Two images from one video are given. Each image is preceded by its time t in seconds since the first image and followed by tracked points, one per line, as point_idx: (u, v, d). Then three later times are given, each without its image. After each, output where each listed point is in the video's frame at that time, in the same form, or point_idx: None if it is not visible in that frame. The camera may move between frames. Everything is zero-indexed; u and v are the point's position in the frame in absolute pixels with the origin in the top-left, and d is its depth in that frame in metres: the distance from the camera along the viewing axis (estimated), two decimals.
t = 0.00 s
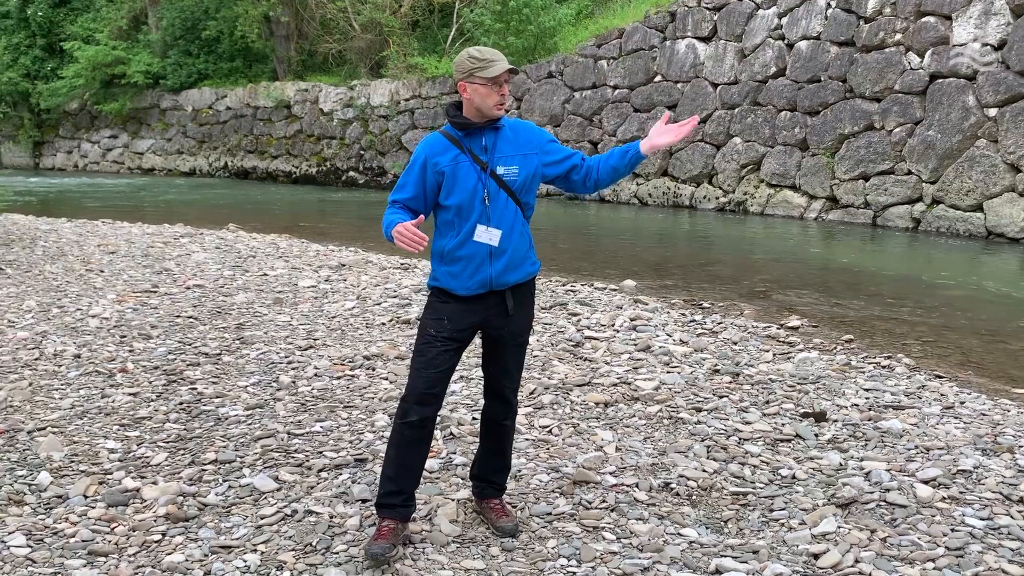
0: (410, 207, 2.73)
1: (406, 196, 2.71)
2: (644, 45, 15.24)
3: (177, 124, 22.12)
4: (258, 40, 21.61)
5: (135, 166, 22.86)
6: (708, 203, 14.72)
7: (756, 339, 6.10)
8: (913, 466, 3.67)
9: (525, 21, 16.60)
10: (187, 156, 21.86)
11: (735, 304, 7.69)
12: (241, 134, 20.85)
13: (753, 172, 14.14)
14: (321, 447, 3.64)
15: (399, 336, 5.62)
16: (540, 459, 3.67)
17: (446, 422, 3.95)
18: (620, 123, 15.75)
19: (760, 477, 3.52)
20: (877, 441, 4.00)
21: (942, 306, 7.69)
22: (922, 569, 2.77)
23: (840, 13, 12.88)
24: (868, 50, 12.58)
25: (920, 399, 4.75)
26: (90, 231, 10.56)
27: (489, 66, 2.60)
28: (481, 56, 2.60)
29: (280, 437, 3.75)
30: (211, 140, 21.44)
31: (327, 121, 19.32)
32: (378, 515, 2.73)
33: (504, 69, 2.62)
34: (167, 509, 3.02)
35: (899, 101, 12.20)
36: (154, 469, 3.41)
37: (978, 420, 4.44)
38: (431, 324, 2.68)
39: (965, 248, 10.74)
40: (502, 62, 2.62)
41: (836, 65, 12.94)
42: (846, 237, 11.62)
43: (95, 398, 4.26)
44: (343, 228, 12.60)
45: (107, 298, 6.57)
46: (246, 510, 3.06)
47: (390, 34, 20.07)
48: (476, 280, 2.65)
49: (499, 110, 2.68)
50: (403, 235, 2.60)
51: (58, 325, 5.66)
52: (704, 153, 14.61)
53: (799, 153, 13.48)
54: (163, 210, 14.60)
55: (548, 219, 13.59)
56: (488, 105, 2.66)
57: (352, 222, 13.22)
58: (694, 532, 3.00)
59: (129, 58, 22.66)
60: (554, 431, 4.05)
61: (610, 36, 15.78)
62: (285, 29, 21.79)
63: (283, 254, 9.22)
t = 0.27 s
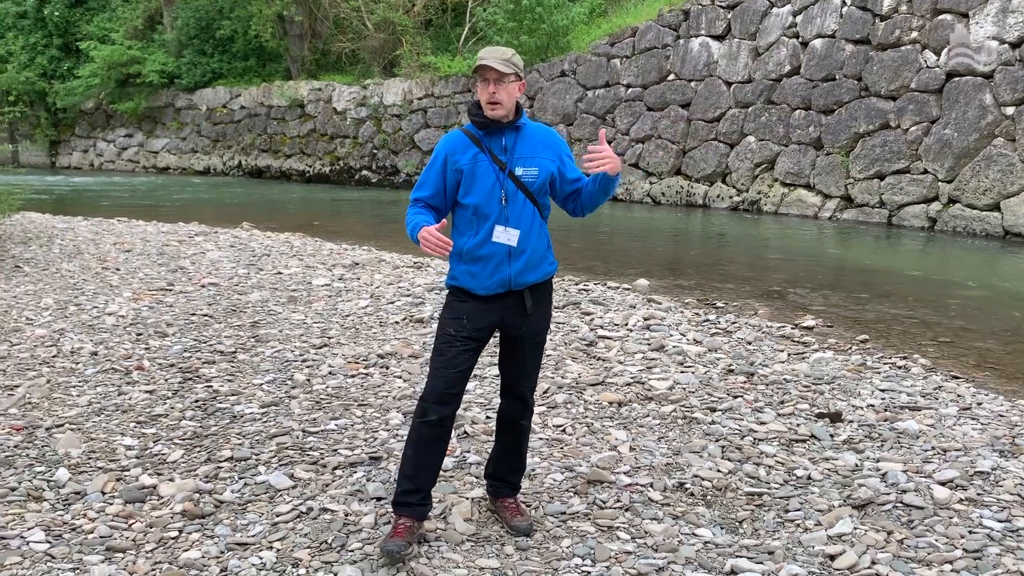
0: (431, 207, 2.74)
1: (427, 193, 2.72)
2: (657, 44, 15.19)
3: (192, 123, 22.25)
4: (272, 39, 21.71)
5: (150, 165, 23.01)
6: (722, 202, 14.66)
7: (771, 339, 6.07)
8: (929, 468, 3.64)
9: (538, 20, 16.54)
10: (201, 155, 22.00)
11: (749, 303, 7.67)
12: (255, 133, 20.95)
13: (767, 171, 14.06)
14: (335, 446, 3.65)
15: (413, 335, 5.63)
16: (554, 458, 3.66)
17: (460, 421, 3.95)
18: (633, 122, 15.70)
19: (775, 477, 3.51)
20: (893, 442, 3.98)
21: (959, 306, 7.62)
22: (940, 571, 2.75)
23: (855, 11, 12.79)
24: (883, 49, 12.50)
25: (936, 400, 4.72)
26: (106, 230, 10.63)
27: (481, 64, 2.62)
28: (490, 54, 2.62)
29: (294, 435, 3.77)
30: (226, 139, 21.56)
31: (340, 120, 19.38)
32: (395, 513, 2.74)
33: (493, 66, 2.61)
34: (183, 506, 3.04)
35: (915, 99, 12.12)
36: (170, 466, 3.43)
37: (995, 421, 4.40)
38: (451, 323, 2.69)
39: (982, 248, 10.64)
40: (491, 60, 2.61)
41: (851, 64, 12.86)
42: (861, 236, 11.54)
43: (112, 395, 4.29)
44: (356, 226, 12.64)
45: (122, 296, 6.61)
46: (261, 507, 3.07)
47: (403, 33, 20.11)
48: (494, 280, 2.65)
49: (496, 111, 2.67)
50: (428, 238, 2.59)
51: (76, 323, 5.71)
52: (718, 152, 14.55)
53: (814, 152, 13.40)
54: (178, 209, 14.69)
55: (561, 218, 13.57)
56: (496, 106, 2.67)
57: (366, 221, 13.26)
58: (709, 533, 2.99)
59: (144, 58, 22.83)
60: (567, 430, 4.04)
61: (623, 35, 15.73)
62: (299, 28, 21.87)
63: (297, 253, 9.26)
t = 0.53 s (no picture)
0: (448, 200, 2.76)
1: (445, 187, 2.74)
2: (673, 42, 15.13)
3: (208, 122, 22.39)
4: (288, 38, 21.81)
5: (166, 164, 23.17)
6: (737, 201, 14.58)
7: (788, 339, 6.03)
8: (949, 469, 3.60)
9: (553, 18, 16.46)
10: (218, 153, 22.13)
11: (765, 303, 7.63)
12: (271, 132, 21.05)
13: (783, 170, 13.97)
14: (352, 443, 3.67)
15: (428, 333, 5.64)
16: (569, 458, 3.66)
17: (475, 419, 3.96)
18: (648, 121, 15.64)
19: (792, 478, 3.49)
20: (911, 443, 3.95)
21: (979, 306, 7.54)
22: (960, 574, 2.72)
23: (873, 8, 12.68)
24: (902, 46, 12.40)
25: (956, 401, 4.67)
26: (123, 228, 10.71)
27: (505, 60, 2.63)
28: (516, 52, 2.63)
29: (311, 432, 3.78)
30: (242, 138, 21.68)
31: (355, 119, 19.44)
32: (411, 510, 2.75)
33: (517, 63, 2.61)
34: (202, 503, 3.07)
35: (933, 97, 12.02)
36: (188, 462, 3.46)
37: (1015, 423, 4.35)
38: (462, 320, 2.69)
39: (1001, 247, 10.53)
40: (517, 56, 2.62)
41: (869, 62, 12.76)
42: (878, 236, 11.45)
43: (130, 392, 4.33)
44: (371, 225, 12.67)
45: (140, 294, 6.66)
46: (279, 504, 3.09)
47: (418, 32, 20.13)
48: (502, 277, 2.65)
49: (519, 107, 2.68)
50: (443, 234, 2.60)
51: (94, 320, 5.76)
52: (733, 150, 14.48)
53: (831, 151, 13.31)
54: (194, 208, 14.80)
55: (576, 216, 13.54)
56: (520, 103, 2.68)
57: (381, 220, 13.29)
58: (726, 533, 2.98)
59: (161, 58, 23.00)
60: (582, 430, 4.03)
61: (639, 33, 15.67)
62: (315, 28, 21.96)
63: (313, 251, 9.30)
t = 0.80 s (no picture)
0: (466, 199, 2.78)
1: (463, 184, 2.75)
2: (689, 41, 15.06)
3: (226, 121, 22.54)
4: (305, 38, 21.91)
5: (184, 163, 23.34)
6: (754, 200, 14.49)
7: (805, 339, 5.99)
8: (969, 471, 3.57)
9: (569, 17, 16.51)
10: (235, 152, 22.28)
11: (782, 302, 7.59)
12: (288, 131, 21.16)
13: (801, 169, 13.87)
14: (369, 441, 3.68)
15: (444, 332, 5.65)
16: (586, 457, 3.65)
17: (492, 418, 3.96)
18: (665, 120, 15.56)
19: (810, 480, 3.46)
20: (931, 445, 3.91)
21: (1001, 307, 7.46)
22: None
23: (893, 6, 12.56)
24: (922, 44, 12.29)
25: (976, 402, 4.62)
26: (142, 226, 10.80)
27: (524, 60, 2.63)
28: (536, 51, 2.62)
29: (329, 430, 3.80)
30: (259, 136, 21.80)
31: (371, 118, 19.50)
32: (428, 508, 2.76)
33: (537, 63, 2.61)
34: (221, 500, 3.09)
35: (954, 96, 11.93)
36: (207, 459, 3.49)
37: None
38: (477, 319, 2.69)
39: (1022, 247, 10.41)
40: (537, 56, 2.61)
41: (888, 60, 12.65)
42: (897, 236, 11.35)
43: (150, 389, 4.37)
44: (387, 224, 12.71)
45: (159, 292, 6.72)
46: (297, 501, 3.11)
47: (434, 31, 20.17)
48: (516, 277, 2.65)
49: (539, 106, 2.68)
50: (462, 231, 2.62)
51: (114, 318, 5.82)
52: (751, 149, 14.39)
53: (849, 150, 13.21)
54: (212, 206, 14.90)
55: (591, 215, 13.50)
56: (540, 102, 2.68)
57: (397, 218, 13.32)
58: (743, 534, 2.97)
59: (180, 57, 23.19)
60: (599, 429, 4.03)
61: (655, 32, 15.60)
62: (331, 27, 22.05)
63: (330, 250, 9.35)
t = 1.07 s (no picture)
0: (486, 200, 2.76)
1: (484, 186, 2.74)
2: (707, 40, 15.00)
3: (244, 121, 22.68)
4: (322, 38, 22.01)
5: (202, 162, 23.50)
6: (772, 200, 14.39)
7: (823, 340, 5.95)
8: (990, 474, 3.53)
9: (586, 16, 16.51)
10: (253, 152, 22.40)
11: (800, 303, 7.55)
12: (305, 131, 21.27)
13: (819, 169, 13.77)
14: (386, 440, 3.70)
15: (460, 332, 5.66)
16: (602, 457, 3.65)
17: (508, 418, 3.97)
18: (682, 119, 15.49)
19: (828, 481, 3.44)
20: (952, 447, 3.87)
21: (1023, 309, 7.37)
22: None
23: (913, 4, 12.47)
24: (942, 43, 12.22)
25: (997, 405, 4.58)
26: (161, 226, 10.89)
27: (546, 61, 2.63)
28: (557, 52, 2.63)
29: (346, 429, 3.82)
30: (277, 136, 21.92)
31: (388, 118, 19.57)
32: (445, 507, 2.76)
33: (559, 64, 2.61)
34: (239, 497, 3.12)
35: (975, 95, 11.85)
36: (226, 457, 3.51)
37: None
38: (497, 319, 2.69)
39: None
40: (558, 57, 2.61)
41: (908, 59, 12.55)
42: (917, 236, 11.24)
43: (169, 386, 4.41)
44: (404, 223, 12.74)
45: (178, 291, 6.77)
46: (314, 499, 3.13)
47: (451, 31, 20.21)
48: (538, 277, 2.65)
49: (559, 107, 2.67)
50: (492, 237, 2.58)
51: (134, 316, 5.87)
52: (768, 149, 14.31)
53: (868, 149, 13.11)
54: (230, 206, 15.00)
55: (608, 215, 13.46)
56: (559, 102, 2.67)
57: (414, 218, 13.35)
58: (761, 536, 2.95)
59: (199, 58, 23.37)
60: (615, 430, 4.02)
61: (672, 31, 15.54)
62: (349, 28, 22.14)
63: (347, 249, 9.39)
